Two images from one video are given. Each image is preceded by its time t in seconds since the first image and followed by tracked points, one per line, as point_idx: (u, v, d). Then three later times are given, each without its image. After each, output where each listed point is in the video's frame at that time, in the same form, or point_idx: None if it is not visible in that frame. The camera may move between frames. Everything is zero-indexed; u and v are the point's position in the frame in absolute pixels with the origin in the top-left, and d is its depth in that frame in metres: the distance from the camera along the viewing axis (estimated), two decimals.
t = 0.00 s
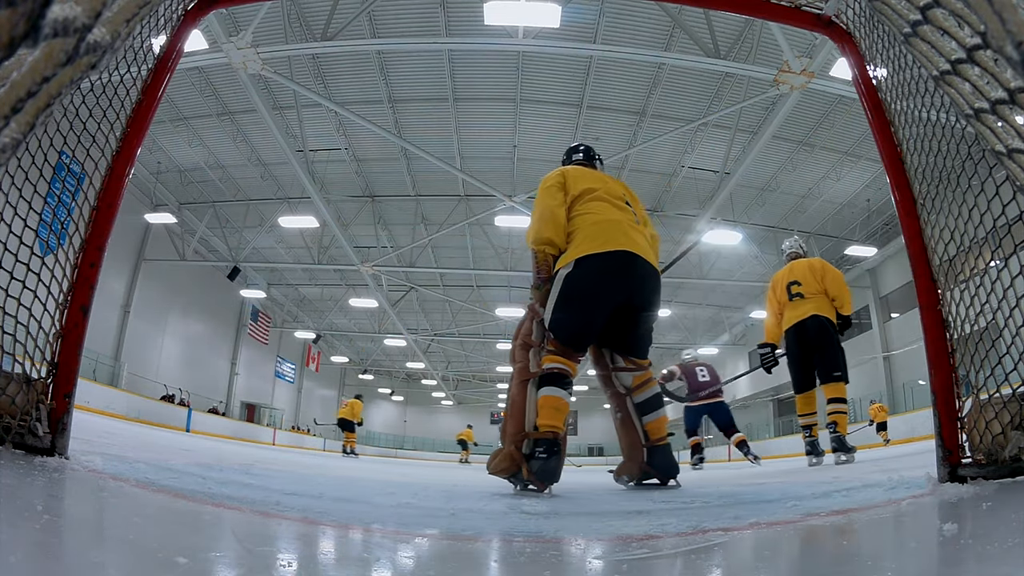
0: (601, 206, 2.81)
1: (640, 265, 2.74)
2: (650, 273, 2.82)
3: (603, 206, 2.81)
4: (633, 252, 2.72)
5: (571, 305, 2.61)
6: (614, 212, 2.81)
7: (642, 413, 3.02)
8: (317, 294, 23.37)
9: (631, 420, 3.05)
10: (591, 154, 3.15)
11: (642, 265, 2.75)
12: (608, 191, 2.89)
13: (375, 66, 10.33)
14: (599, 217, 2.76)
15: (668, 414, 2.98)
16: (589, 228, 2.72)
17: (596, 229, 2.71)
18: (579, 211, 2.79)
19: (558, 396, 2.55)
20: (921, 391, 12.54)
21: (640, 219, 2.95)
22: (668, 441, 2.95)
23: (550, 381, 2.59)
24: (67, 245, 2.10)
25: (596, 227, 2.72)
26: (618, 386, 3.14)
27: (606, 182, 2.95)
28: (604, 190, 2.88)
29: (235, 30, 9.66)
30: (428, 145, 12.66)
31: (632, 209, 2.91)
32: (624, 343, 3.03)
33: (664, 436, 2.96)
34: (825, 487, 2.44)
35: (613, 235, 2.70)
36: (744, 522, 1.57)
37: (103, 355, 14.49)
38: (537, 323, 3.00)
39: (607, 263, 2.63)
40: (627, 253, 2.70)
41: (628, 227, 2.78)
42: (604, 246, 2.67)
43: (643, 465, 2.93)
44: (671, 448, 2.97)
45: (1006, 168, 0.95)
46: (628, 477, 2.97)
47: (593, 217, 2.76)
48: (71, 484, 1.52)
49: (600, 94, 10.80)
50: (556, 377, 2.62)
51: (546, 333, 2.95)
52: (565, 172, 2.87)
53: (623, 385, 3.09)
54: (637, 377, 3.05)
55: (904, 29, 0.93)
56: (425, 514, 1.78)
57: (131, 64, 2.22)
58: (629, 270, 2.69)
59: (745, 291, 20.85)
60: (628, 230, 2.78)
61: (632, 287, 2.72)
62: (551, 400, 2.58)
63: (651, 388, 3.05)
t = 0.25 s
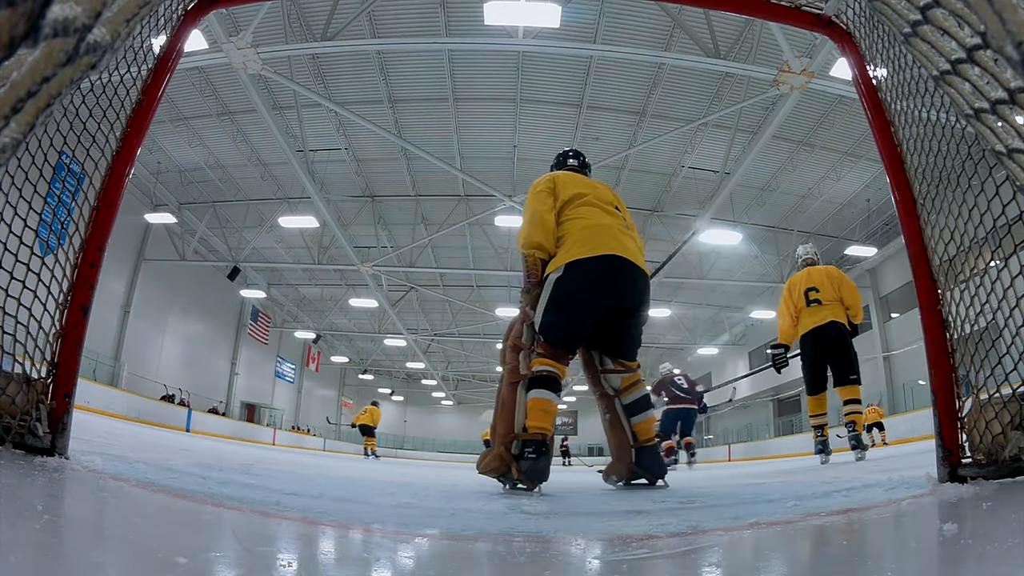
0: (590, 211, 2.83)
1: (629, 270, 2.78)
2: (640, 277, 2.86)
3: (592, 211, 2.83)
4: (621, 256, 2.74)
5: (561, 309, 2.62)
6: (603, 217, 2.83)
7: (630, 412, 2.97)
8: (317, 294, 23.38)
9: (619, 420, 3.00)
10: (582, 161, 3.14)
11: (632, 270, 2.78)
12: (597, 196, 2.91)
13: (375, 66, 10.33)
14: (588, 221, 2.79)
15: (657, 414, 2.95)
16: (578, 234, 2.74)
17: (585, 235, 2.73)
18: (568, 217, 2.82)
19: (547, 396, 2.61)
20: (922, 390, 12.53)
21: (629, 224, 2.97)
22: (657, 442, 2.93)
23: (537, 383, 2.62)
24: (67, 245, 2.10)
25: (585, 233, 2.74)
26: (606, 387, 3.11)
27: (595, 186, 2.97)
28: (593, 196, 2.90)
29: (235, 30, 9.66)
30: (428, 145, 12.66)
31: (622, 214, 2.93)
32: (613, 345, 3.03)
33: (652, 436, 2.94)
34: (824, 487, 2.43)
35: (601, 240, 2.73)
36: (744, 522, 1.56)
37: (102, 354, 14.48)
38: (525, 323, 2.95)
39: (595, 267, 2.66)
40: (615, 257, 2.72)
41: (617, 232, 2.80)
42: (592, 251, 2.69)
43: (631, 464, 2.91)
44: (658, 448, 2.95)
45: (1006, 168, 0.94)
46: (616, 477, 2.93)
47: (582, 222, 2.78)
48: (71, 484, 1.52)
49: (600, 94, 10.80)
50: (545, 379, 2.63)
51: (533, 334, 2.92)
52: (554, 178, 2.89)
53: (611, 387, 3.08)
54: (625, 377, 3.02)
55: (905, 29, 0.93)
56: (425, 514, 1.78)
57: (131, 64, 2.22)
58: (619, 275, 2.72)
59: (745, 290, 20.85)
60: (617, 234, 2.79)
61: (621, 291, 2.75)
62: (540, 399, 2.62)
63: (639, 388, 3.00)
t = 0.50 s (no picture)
0: (580, 211, 2.83)
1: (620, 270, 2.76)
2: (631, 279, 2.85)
3: (585, 215, 2.82)
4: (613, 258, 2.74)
5: (552, 313, 2.62)
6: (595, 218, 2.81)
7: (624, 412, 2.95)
8: (317, 294, 23.38)
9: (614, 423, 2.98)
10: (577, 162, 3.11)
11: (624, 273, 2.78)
12: (590, 199, 2.90)
13: (375, 66, 10.33)
14: (581, 225, 2.78)
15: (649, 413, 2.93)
16: (570, 238, 2.73)
17: (578, 238, 2.73)
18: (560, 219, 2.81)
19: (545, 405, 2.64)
20: (922, 391, 12.53)
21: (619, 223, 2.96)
22: (651, 442, 2.92)
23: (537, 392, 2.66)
24: (67, 245, 2.10)
25: (578, 236, 2.74)
26: (600, 388, 3.10)
27: (582, 187, 2.95)
28: (587, 199, 2.89)
29: (235, 29, 9.66)
30: (429, 145, 12.66)
31: (615, 217, 2.93)
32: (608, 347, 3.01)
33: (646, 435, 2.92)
34: (824, 487, 2.43)
35: (594, 243, 2.72)
36: (743, 522, 1.57)
37: (102, 354, 14.47)
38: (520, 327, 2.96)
39: (586, 271, 2.66)
40: (607, 260, 2.72)
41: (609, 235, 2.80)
42: (583, 254, 2.69)
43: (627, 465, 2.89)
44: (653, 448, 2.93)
45: (1006, 169, 0.95)
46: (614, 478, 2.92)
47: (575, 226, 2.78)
48: (71, 484, 1.52)
49: (600, 94, 10.80)
50: (535, 380, 2.63)
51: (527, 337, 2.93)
52: (548, 181, 2.88)
53: (605, 389, 3.06)
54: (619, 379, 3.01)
55: (904, 29, 0.93)
56: (425, 514, 1.78)
57: (131, 64, 2.22)
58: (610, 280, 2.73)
59: (745, 290, 20.85)
60: (609, 237, 2.79)
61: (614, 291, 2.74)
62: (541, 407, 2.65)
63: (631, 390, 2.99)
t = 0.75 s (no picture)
0: (560, 315, 3.95)
1: (585, 356, 3.93)
2: (592, 362, 4.00)
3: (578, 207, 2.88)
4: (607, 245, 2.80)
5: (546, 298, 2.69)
6: (569, 319, 3.96)
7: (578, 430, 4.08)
8: (317, 294, 23.39)
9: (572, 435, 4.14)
10: (558, 279, 4.22)
11: (586, 356, 3.94)
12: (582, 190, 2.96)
13: (375, 66, 10.33)
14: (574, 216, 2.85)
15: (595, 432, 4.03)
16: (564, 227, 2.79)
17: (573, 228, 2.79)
18: (545, 318, 3.95)
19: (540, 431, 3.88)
20: (922, 391, 12.53)
21: (587, 319, 4.11)
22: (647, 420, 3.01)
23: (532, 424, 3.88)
24: (67, 245, 2.10)
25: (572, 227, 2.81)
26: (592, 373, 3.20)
27: (562, 294, 4.08)
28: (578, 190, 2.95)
29: (235, 30, 9.67)
30: (429, 146, 12.67)
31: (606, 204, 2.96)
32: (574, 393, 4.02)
33: (593, 447, 4.06)
34: (824, 487, 2.44)
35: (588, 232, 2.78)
36: (743, 522, 1.57)
37: (103, 354, 14.47)
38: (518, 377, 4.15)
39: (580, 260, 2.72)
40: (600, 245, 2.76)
41: (578, 331, 3.94)
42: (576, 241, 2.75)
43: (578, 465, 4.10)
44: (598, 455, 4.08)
45: (1007, 168, 0.94)
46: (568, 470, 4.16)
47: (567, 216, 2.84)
48: (71, 484, 1.52)
49: (600, 93, 10.80)
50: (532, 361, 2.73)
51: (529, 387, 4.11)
52: (539, 293, 3.98)
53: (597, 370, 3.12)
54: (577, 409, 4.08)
55: (905, 28, 0.93)
56: (425, 514, 1.78)
57: (131, 64, 2.22)
58: (575, 361, 3.89)
59: (745, 290, 20.87)
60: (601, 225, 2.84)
61: (577, 368, 3.91)
62: (535, 434, 3.89)
63: (586, 415, 4.08)
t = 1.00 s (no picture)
0: (556, 317, 3.94)
1: (581, 357, 3.93)
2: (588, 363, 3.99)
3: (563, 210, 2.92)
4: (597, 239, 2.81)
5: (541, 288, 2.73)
6: (565, 320, 3.95)
7: (575, 431, 4.13)
8: (317, 293, 23.39)
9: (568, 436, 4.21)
10: (555, 285, 4.20)
11: (583, 358, 3.93)
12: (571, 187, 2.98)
13: (375, 66, 10.34)
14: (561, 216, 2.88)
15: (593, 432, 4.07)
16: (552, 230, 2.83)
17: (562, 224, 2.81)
18: (541, 321, 3.94)
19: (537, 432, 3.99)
20: (922, 391, 12.53)
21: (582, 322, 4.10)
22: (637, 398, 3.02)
23: (528, 424, 3.99)
24: (67, 245, 2.10)
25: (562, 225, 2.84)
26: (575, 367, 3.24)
27: (557, 297, 4.08)
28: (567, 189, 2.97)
29: (235, 29, 9.67)
30: (429, 146, 12.67)
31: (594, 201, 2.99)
32: (569, 395, 4.04)
33: (591, 447, 4.10)
34: (823, 486, 2.44)
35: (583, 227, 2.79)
36: (743, 522, 1.57)
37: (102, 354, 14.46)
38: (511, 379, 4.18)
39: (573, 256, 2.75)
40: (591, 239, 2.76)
41: (573, 333, 3.93)
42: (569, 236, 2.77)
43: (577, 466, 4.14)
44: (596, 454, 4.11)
45: (1006, 168, 0.94)
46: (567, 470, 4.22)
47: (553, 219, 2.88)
48: (71, 485, 1.52)
49: (600, 93, 10.80)
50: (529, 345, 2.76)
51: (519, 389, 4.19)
52: (534, 296, 3.97)
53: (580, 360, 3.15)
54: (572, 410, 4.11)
55: (905, 28, 0.93)
56: (425, 514, 1.78)
57: (131, 64, 2.21)
58: (571, 363, 3.89)
59: (745, 290, 20.87)
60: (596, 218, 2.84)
61: (573, 369, 3.90)
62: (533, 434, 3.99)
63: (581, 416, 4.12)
